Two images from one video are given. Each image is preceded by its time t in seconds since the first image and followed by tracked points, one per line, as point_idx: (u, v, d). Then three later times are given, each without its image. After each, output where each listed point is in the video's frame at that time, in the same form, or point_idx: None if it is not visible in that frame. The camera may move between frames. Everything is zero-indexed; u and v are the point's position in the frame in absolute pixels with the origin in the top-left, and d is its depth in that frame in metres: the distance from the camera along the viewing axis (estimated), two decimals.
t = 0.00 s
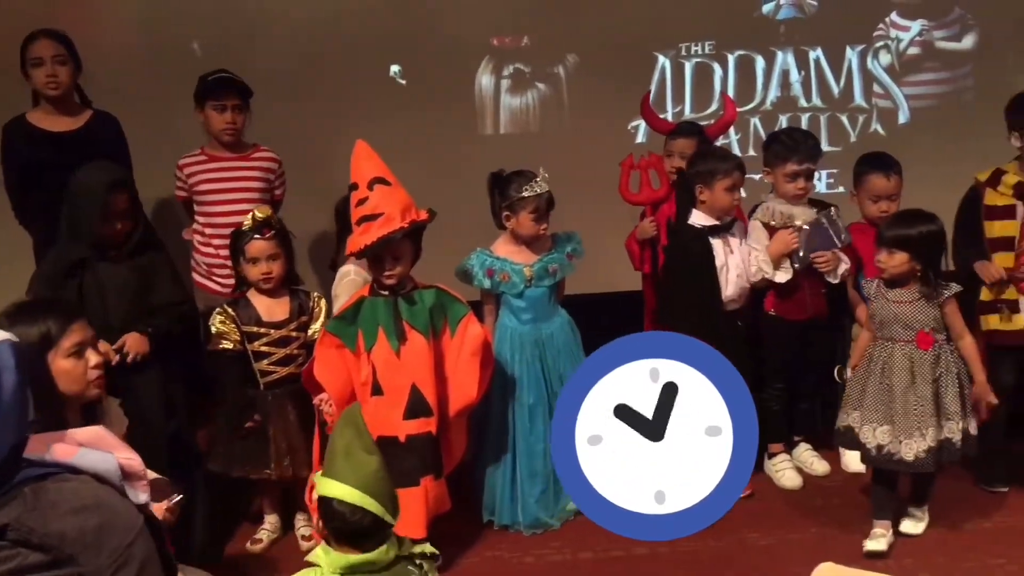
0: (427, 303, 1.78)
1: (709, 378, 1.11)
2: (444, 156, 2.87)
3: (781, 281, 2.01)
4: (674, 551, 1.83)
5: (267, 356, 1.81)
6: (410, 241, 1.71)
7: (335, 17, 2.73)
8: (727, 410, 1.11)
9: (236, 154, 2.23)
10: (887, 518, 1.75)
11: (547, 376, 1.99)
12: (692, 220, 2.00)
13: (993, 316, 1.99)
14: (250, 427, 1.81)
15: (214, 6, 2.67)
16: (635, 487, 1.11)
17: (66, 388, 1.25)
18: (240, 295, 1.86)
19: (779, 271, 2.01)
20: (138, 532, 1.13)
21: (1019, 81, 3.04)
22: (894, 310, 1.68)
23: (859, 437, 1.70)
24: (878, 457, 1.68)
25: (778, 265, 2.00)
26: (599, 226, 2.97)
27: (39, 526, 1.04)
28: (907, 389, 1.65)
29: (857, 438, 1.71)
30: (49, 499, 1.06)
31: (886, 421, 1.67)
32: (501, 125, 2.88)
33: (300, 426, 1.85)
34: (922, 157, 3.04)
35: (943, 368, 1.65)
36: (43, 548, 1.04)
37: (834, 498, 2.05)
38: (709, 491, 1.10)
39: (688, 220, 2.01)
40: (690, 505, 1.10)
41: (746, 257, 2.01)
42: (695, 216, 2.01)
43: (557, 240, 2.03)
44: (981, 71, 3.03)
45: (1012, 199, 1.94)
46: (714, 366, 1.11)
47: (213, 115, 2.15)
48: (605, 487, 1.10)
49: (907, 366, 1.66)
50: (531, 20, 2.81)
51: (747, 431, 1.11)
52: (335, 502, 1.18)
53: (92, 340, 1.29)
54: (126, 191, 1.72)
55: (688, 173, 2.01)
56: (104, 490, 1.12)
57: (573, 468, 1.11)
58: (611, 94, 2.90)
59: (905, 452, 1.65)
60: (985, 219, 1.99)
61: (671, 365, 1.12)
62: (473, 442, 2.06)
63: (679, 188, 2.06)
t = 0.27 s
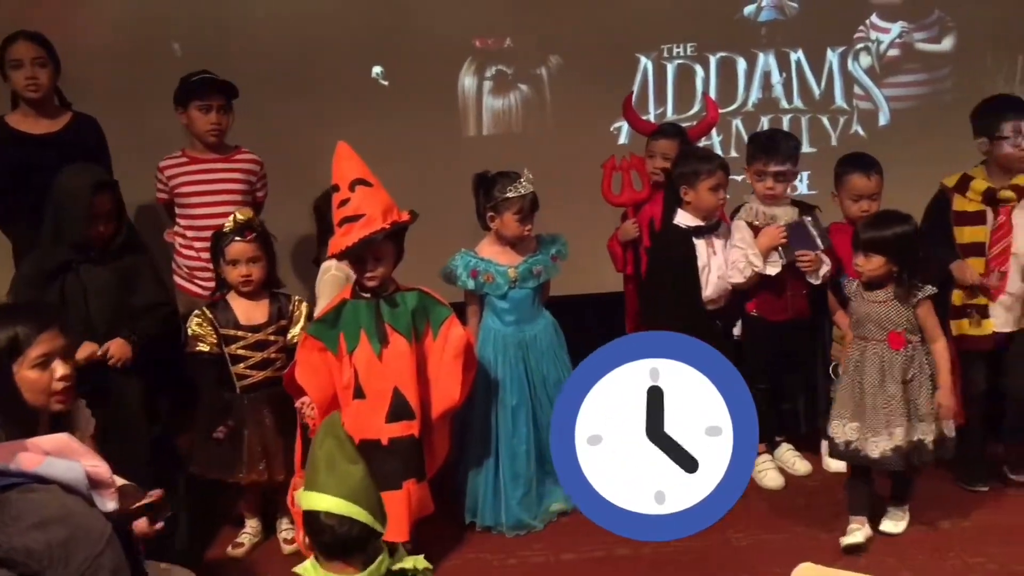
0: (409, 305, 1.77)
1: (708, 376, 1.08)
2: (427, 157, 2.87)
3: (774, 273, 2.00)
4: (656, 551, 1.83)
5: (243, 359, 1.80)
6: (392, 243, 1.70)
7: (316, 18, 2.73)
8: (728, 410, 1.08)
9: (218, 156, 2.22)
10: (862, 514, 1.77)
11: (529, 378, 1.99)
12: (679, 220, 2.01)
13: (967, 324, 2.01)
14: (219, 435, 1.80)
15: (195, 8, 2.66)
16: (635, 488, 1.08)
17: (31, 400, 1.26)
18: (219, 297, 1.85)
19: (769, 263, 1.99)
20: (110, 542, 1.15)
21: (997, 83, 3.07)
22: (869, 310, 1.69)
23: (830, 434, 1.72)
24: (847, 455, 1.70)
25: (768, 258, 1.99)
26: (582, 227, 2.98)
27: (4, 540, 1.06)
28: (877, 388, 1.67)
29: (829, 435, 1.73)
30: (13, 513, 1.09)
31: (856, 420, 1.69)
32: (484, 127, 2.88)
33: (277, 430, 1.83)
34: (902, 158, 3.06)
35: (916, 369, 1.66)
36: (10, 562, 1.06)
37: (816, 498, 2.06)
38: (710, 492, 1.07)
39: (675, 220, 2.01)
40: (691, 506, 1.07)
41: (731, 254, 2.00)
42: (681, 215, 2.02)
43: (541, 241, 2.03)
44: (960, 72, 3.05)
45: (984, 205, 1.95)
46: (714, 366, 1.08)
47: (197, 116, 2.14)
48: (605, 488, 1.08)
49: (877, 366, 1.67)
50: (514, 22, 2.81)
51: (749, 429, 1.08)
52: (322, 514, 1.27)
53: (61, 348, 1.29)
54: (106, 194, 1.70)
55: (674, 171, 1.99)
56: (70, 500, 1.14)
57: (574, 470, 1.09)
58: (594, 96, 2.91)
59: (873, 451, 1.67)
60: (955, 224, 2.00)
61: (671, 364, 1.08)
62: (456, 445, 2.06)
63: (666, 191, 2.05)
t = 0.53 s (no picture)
0: (395, 307, 1.76)
1: (706, 376, 1.12)
2: (413, 158, 2.87)
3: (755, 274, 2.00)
4: (641, 552, 1.83)
5: (224, 362, 1.80)
6: (377, 244, 1.70)
7: (301, 20, 2.72)
8: (727, 411, 1.11)
9: (204, 159, 2.22)
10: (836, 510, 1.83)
11: (515, 380, 1.99)
12: (668, 220, 2.02)
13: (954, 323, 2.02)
14: (200, 438, 1.82)
15: (180, 10, 2.65)
16: (635, 488, 1.10)
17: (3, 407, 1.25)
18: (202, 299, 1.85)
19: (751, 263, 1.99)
20: (100, 549, 1.14)
21: (980, 84, 3.08)
22: (838, 311, 1.70)
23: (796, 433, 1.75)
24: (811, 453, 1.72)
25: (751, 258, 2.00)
26: (568, 228, 2.98)
27: None
28: (841, 390, 1.68)
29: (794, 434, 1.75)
30: (6, 520, 1.08)
31: (820, 420, 1.71)
32: (470, 128, 2.88)
33: (258, 434, 1.83)
34: (886, 159, 3.08)
35: (878, 372, 1.67)
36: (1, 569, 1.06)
37: (801, 498, 2.06)
38: (710, 491, 1.09)
39: (664, 219, 2.02)
40: (690, 505, 1.10)
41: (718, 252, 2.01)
42: (670, 215, 2.02)
43: (532, 243, 2.03)
44: (944, 73, 3.06)
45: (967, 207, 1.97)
46: (713, 366, 1.12)
47: (184, 116, 2.13)
48: (605, 487, 1.10)
49: (841, 369, 1.68)
50: (499, 23, 2.82)
51: (747, 429, 1.11)
52: (308, 522, 1.24)
53: (38, 355, 1.28)
54: (87, 193, 1.68)
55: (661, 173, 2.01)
56: (60, 506, 1.14)
57: (574, 469, 1.11)
58: (580, 97, 2.91)
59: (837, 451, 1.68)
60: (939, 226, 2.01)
61: (671, 364, 1.12)
62: (442, 447, 2.06)
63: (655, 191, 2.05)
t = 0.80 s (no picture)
0: (383, 309, 1.76)
1: (707, 376, 1.12)
2: (402, 160, 2.87)
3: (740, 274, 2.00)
4: (631, 554, 1.84)
5: (208, 366, 1.79)
6: (365, 247, 1.70)
7: (290, 21, 2.72)
8: (728, 411, 1.12)
9: (192, 159, 2.21)
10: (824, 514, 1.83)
11: (501, 383, 2.00)
12: (658, 221, 2.00)
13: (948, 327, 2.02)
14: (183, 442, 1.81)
15: (168, 11, 2.64)
16: (635, 489, 1.11)
17: None
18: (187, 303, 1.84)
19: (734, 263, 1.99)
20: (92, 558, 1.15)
21: (965, 86, 3.10)
22: (813, 314, 1.70)
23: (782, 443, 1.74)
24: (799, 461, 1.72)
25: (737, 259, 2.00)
26: (556, 229, 2.98)
27: None
28: (825, 394, 1.68)
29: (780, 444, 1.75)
30: None
31: (806, 426, 1.70)
32: (458, 130, 2.88)
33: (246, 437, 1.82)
34: (873, 160, 3.09)
35: (860, 374, 1.68)
36: None
37: (790, 499, 2.07)
38: (710, 493, 1.10)
39: (656, 221, 2.00)
40: (690, 506, 1.11)
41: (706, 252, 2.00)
42: (662, 217, 2.01)
43: (524, 244, 2.02)
44: (930, 75, 3.08)
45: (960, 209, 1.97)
46: (713, 366, 1.12)
47: (173, 117, 2.12)
48: (605, 487, 1.11)
49: (824, 372, 1.68)
50: (488, 25, 2.82)
51: (747, 429, 1.11)
52: (295, 529, 1.26)
53: (20, 361, 1.28)
54: (68, 194, 1.67)
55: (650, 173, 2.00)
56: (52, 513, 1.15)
57: (574, 469, 1.12)
58: (568, 99, 2.92)
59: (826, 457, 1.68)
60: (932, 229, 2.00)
61: (671, 364, 1.12)
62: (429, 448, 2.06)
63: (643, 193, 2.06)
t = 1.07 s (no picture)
0: (371, 313, 1.76)
1: (707, 376, 1.12)
2: (391, 163, 2.86)
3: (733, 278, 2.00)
4: (621, 556, 1.83)
5: (196, 370, 1.78)
6: (353, 250, 1.70)
7: (278, 24, 2.71)
8: (728, 412, 1.12)
9: (179, 162, 2.20)
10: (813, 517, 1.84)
11: (492, 385, 1.99)
12: (646, 223, 1.98)
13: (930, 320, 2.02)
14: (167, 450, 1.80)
15: (156, 14, 2.63)
16: (635, 488, 1.11)
17: None
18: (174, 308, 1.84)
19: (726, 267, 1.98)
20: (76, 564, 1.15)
21: (952, 89, 3.12)
22: (808, 310, 1.70)
23: (789, 447, 1.69)
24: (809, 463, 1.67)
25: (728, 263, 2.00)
26: (545, 232, 2.98)
27: None
28: (830, 389, 1.67)
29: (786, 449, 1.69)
30: None
31: (814, 425, 1.66)
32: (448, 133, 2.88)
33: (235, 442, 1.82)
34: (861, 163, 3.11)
35: (858, 368, 1.70)
36: None
37: (780, 501, 2.07)
38: (710, 492, 1.11)
39: (645, 223, 1.99)
40: (691, 505, 1.11)
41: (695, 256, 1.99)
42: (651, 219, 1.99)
43: (514, 247, 2.02)
44: (917, 78, 3.09)
45: (948, 203, 1.97)
46: (711, 365, 1.13)
47: (162, 119, 2.11)
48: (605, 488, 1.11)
49: (826, 367, 1.68)
50: (477, 28, 2.82)
51: (747, 429, 1.12)
52: (281, 537, 1.28)
53: None
54: (50, 196, 1.65)
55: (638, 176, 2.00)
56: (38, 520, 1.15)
57: (574, 470, 1.12)
58: (557, 102, 2.92)
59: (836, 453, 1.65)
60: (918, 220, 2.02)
61: (670, 365, 1.12)
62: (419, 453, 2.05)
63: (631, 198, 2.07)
